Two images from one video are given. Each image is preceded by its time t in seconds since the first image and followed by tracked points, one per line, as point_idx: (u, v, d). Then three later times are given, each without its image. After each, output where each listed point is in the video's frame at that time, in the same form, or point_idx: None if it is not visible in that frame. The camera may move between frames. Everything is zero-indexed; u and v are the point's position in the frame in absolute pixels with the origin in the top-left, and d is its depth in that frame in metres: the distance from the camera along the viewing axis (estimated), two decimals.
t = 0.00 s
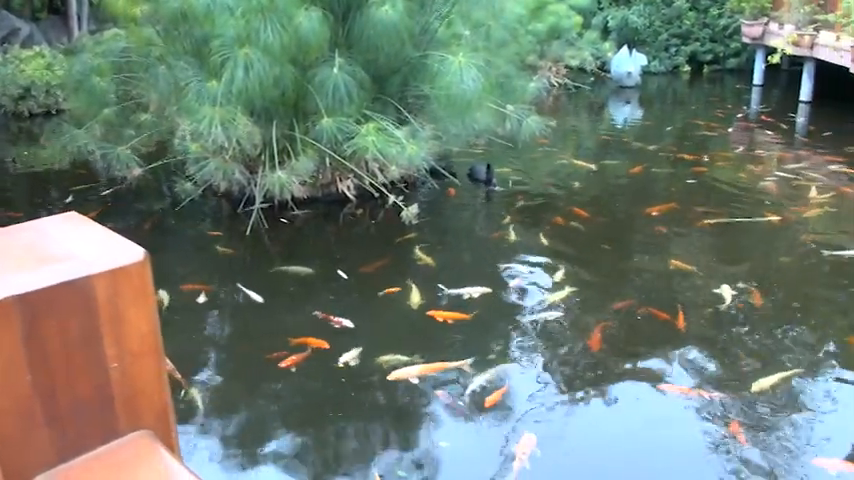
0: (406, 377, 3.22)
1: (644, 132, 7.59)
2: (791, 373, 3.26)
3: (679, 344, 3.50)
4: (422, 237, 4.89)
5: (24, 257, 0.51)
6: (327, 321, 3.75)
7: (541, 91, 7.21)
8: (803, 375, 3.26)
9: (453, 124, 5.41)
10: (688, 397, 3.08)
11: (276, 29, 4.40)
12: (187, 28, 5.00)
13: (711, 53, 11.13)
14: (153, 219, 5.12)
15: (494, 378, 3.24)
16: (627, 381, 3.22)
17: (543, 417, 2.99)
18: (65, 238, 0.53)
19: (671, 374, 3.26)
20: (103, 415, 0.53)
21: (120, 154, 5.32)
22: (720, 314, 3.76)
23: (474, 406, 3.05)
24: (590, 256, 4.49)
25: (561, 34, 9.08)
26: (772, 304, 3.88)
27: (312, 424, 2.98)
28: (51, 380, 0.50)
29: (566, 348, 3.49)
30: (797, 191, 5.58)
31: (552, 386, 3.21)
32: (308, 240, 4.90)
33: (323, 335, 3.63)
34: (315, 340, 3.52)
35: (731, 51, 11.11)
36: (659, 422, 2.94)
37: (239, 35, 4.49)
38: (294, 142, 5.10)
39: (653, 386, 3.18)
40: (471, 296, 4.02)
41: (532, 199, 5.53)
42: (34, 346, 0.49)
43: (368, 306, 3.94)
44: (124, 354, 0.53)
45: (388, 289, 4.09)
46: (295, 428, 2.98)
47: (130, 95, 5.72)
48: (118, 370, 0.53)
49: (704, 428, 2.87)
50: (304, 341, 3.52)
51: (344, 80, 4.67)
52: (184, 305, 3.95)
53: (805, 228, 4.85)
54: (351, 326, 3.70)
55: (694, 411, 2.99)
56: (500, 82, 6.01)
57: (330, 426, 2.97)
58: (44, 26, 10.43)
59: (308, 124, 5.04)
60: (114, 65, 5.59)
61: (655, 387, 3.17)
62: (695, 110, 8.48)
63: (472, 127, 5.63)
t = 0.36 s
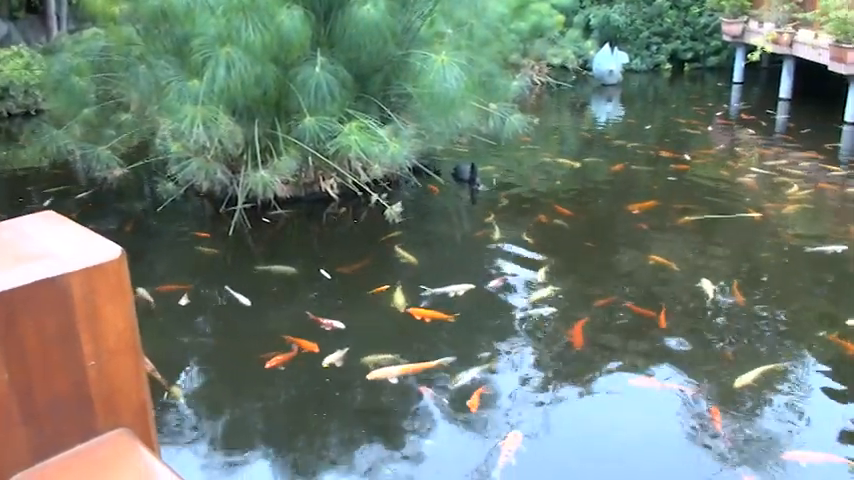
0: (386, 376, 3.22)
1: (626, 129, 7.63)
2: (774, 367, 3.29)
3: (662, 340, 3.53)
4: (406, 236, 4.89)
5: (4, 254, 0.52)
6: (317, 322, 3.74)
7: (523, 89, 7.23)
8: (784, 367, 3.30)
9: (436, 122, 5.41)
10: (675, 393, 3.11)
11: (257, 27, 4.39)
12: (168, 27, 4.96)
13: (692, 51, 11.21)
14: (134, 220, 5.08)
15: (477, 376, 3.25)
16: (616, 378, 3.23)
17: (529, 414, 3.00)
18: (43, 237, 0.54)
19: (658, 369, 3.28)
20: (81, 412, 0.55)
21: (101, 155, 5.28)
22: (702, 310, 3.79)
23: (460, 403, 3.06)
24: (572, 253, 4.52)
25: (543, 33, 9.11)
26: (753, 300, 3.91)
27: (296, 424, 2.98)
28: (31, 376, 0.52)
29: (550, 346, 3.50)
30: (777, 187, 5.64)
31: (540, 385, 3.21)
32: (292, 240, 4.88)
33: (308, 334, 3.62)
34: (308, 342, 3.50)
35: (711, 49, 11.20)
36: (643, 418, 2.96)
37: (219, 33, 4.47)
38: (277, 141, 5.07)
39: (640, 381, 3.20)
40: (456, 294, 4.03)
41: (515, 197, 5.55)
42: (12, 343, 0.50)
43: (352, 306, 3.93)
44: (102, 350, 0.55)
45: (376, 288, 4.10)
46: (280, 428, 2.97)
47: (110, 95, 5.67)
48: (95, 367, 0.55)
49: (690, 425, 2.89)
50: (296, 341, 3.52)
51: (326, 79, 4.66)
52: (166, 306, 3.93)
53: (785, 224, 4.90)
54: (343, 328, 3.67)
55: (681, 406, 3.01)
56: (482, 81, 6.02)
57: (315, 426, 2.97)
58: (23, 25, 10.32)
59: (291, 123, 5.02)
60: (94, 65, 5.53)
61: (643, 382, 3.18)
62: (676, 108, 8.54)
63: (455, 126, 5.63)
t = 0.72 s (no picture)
0: (363, 374, 3.21)
1: (605, 126, 7.68)
2: (750, 359, 3.35)
3: (642, 335, 3.56)
4: (388, 234, 4.89)
5: None
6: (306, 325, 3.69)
7: (503, 86, 7.26)
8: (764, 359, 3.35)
9: (416, 120, 5.42)
10: (658, 388, 3.14)
11: (236, 24, 4.35)
12: (145, 23, 4.92)
13: (670, 48, 11.30)
14: (113, 219, 5.04)
15: (458, 373, 3.27)
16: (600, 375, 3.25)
17: (513, 411, 3.01)
18: (18, 233, 0.53)
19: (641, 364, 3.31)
20: (57, 411, 0.53)
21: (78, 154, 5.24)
22: (681, 305, 3.83)
23: (443, 400, 3.07)
24: (553, 249, 4.54)
25: (523, 30, 9.15)
26: (732, 294, 3.95)
27: (281, 422, 2.97)
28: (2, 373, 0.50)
29: (532, 341, 3.52)
30: (755, 182, 5.70)
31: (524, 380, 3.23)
32: (273, 238, 4.87)
33: (290, 333, 3.61)
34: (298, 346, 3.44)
35: (690, 46, 11.29)
36: (627, 413, 2.98)
37: (198, 31, 4.44)
38: (257, 139, 5.05)
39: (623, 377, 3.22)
40: (438, 289, 4.05)
41: (497, 194, 5.57)
42: None
43: (334, 304, 3.93)
44: (77, 347, 0.53)
45: (363, 285, 4.10)
46: (263, 427, 2.96)
47: (87, 93, 5.61)
48: (71, 364, 0.53)
49: (673, 421, 2.91)
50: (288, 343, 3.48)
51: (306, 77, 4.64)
52: (146, 306, 3.90)
53: (763, 218, 4.96)
54: (330, 328, 3.64)
55: (664, 402, 3.04)
56: (462, 78, 6.03)
57: (297, 424, 2.96)
58: None
59: (271, 121, 4.99)
60: (70, 63, 5.47)
61: (627, 379, 3.20)
62: (655, 104, 8.61)
63: (435, 123, 5.64)
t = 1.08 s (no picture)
0: (343, 373, 3.20)
1: (589, 123, 7.72)
2: (729, 352, 3.39)
3: (626, 331, 3.59)
4: (373, 232, 4.89)
5: None
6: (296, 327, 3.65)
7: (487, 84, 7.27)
8: (744, 352, 3.40)
9: (400, 118, 5.42)
10: (641, 383, 3.17)
11: (218, 22, 4.33)
12: (127, 21, 4.88)
13: (653, 45, 11.36)
14: (95, 219, 5.00)
15: (442, 370, 3.29)
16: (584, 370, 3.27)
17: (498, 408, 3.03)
18: None
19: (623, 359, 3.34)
20: (36, 406, 0.53)
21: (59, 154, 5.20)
22: (664, 301, 3.86)
23: (428, 399, 3.08)
24: (537, 246, 4.57)
25: (506, 28, 9.16)
26: (713, 289, 3.99)
27: (266, 420, 2.97)
28: None
29: (516, 339, 3.54)
30: (736, 179, 5.75)
31: (509, 377, 3.25)
32: (257, 237, 4.87)
33: (275, 333, 3.60)
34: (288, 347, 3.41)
35: (672, 43, 11.36)
36: (611, 408, 3.01)
37: (180, 28, 4.42)
38: (240, 138, 5.04)
39: (607, 372, 3.25)
40: (423, 287, 4.07)
41: (481, 192, 5.58)
42: None
43: (319, 302, 3.93)
44: (56, 342, 0.54)
45: (350, 284, 4.10)
46: (249, 426, 2.96)
47: (68, 92, 5.56)
48: (49, 358, 0.54)
49: (657, 415, 2.94)
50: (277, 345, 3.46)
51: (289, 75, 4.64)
52: (129, 307, 3.88)
53: (744, 215, 5.01)
54: (324, 326, 3.64)
55: (647, 397, 3.07)
56: (446, 76, 6.04)
57: (283, 424, 2.96)
58: None
59: (254, 119, 4.98)
60: (51, 62, 5.42)
61: (610, 374, 3.23)
62: (637, 101, 8.67)
63: (419, 121, 5.65)
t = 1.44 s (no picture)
0: (328, 373, 3.18)
1: (574, 121, 7.75)
2: (713, 348, 3.43)
3: (611, 329, 3.61)
4: (359, 231, 4.89)
5: None
6: (289, 328, 3.64)
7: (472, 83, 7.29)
8: (727, 347, 3.43)
9: (385, 116, 5.43)
10: (628, 379, 3.19)
11: (201, 20, 4.30)
12: (111, 20, 4.85)
13: (637, 44, 11.42)
14: (79, 219, 4.98)
15: (429, 369, 3.30)
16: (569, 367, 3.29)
17: (486, 406, 3.04)
18: None
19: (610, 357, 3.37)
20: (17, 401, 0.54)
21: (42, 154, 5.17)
22: (649, 298, 3.89)
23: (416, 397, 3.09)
24: (523, 244, 4.59)
25: (492, 27, 9.18)
26: (698, 286, 4.02)
27: (253, 420, 2.97)
28: None
29: (502, 337, 3.55)
30: (720, 176, 5.80)
31: (496, 375, 3.26)
32: (243, 236, 4.86)
33: (261, 333, 3.60)
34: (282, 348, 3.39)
35: (656, 41, 11.42)
36: (599, 404, 3.03)
37: (164, 27, 4.40)
38: (225, 137, 5.02)
39: (593, 369, 3.28)
40: (409, 284, 4.09)
41: (467, 191, 5.60)
42: None
43: (305, 302, 3.93)
44: (37, 337, 0.54)
45: (339, 283, 4.11)
46: (235, 426, 2.95)
47: (51, 92, 5.52)
48: (30, 353, 0.54)
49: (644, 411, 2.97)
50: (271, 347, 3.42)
51: (274, 74, 4.63)
52: (115, 307, 3.86)
53: (728, 212, 5.04)
54: (319, 324, 3.63)
55: (635, 394, 3.09)
56: (432, 74, 6.04)
57: (270, 423, 2.95)
58: None
59: (239, 118, 4.97)
60: (34, 61, 5.38)
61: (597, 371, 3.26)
62: (622, 99, 8.71)
63: (405, 120, 5.65)
